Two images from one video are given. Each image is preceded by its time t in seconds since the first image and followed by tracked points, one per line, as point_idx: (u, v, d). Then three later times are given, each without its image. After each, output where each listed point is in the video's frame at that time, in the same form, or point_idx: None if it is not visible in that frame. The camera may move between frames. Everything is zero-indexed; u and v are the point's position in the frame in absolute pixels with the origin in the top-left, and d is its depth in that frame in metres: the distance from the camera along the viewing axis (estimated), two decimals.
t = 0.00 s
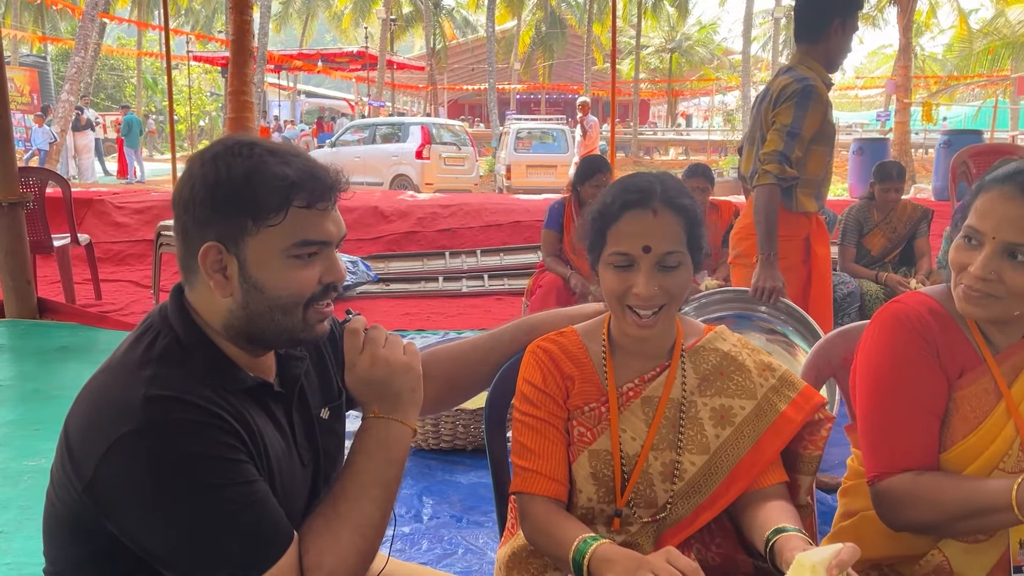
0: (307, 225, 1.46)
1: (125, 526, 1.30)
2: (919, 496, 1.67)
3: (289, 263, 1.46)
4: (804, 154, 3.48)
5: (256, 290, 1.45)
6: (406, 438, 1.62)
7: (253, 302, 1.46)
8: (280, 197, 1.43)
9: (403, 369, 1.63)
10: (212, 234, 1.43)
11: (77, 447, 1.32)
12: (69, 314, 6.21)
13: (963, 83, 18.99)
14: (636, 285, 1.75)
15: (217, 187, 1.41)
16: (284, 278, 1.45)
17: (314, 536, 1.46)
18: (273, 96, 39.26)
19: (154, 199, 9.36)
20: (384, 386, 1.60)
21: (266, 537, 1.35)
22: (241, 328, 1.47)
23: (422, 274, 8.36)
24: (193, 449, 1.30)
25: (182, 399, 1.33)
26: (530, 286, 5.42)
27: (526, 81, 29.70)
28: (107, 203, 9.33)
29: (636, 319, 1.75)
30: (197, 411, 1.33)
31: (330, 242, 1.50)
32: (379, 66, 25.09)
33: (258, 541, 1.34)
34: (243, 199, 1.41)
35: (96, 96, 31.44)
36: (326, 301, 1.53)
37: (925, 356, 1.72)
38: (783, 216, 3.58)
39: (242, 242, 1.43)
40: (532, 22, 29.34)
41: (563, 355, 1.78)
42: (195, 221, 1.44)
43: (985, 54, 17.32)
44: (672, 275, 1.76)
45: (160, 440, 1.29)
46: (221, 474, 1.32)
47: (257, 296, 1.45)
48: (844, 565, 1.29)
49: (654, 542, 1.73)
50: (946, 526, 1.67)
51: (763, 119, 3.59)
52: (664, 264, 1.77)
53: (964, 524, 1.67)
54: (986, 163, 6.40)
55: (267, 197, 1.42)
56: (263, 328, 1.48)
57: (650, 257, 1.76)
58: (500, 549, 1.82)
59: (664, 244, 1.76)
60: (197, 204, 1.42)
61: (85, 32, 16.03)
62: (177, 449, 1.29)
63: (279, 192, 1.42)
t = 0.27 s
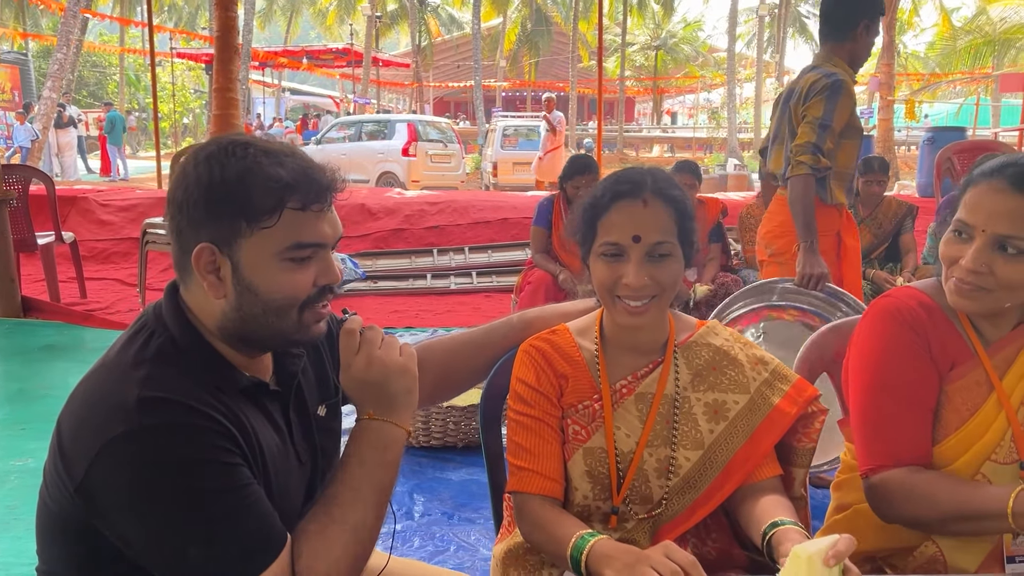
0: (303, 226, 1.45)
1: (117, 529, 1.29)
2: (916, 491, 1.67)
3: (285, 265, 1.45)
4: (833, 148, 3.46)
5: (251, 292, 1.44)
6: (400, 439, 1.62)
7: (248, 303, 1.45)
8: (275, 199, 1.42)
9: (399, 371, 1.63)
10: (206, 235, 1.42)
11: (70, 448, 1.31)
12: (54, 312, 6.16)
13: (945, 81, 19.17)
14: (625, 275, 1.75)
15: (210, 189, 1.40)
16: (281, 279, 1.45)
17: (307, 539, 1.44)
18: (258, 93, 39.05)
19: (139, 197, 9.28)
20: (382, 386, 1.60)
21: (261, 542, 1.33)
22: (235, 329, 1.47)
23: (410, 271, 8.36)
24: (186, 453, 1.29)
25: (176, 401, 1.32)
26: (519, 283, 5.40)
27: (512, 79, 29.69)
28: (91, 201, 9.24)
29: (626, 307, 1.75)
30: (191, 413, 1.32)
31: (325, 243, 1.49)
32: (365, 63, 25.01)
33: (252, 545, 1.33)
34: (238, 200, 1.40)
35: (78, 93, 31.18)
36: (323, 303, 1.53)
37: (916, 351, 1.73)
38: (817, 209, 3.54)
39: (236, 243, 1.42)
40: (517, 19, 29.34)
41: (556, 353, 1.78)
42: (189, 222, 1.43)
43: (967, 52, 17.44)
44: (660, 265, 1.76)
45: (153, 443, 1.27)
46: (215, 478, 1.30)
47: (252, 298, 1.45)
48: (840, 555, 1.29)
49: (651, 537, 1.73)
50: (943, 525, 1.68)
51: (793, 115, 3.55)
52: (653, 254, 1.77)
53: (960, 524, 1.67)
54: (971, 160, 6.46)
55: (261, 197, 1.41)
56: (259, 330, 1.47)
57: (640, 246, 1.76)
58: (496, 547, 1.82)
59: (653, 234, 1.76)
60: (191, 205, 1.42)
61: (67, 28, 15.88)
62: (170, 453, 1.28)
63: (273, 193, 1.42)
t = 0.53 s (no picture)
0: (298, 226, 1.40)
1: (102, 537, 1.25)
2: (900, 487, 1.67)
3: (279, 265, 1.41)
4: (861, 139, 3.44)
5: (242, 294, 1.40)
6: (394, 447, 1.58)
7: (239, 304, 1.41)
8: (269, 198, 1.38)
9: (394, 376, 1.59)
10: (197, 233, 1.38)
11: (54, 453, 1.26)
12: (28, 310, 6.06)
13: (920, 78, 19.40)
14: (622, 269, 1.72)
15: (202, 187, 1.36)
16: (274, 280, 1.41)
17: (295, 548, 1.42)
18: (234, 87, 38.64)
19: (115, 192, 9.13)
20: (376, 392, 1.56)
21: (249, 551, 1.30)
22: (226, 331, 1.43)
23: (391, 267, 8.29)
24: (175, 460, 1.25)
25: (165, 405, 1.27)
26: (503, 279, 5.39)
27: (491, 74, 29.62)
28: (66, 197, 9.06)
29: (623, 302, 1.73)
30: (181, 418, 1.28)
31: (321, 244, 1.45)
32: (342, 58, 24.82)
33: (243, 555, 1.29)
34: (231, 199, 1.36)
35: (50, 87, 30.65)
36: (314, 305, 1.49)
37: (914, 349, 1.72)
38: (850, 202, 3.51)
39: (228, 243, 1.38)
40: (495, 14, 29.25)
41: (551, 353, 1.74)
42: (180, 220, 1.38)
43: (941, 49, 17.62)
44: (659, 261, 1.74)
45: (140, 448, 1.23)
46: (202, 487, 1.27)
47: (243, 300, 1.41)
48: (848, 554, 1.28)
49: (649, 537, 1.72)
50: (924, 517, 1.68)
51: (815, 109, 3.55)
52: (651, 248, 1.74)
53: (930, 516, 1.67)
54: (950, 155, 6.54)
55: (254, 197, 1.36)
56: (251, 332, 1.43)
57: (638, 239, 1.74)
58: (492, 547, 1.79)
59: (652, 227, 1.74)
60: (182, 202, 1.37)
61: (39, 21, 15.58)
62: (159, 460, 1.24)
63: (267, 192, 1.37)
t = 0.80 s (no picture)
0: (295, 226, 1.38)
1: (95, 544, 1.22)
2: (895, 486, 1.68)
3: (275, 266, 1.39)
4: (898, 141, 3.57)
5: (240, 296, 1.38)
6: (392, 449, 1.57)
7: (237, 307, 1.39)
8: (264, 197, 1.35)
9: (391, 378, 1.57)
10: (192, 235, 1.35)
11: (45, 459, 1.23)
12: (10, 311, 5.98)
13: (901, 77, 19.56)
14: (624, 276, 1.71)
15: (197, 189, 1.33)
16: (271, 281, 1.39)
17: (294, 550, 1.40)
18: (216, 85, 38.30)
19: (98, 191, 9.02)
20: (374, 392, 1.54)
21: (245, 555, 1.28)
22: (225, 333, 1.41)
23: (378, 266, 8.24)
24: (170, 464, 1.23)
25: (160, 409, 1.25)
26: (493, 278, 5.33)
27: (476, 72, 29.54)
28: (47, 196, 8.94)
29: (624, 307, 1.72)
30: (176, 423, 1.26)
31: (317, 243, 1.43)
32: (326, 56, 24.65)
33: (239, 561, 1.27)
34: (226, 200, 1.34)
35: (29, 85, 30.25)
36: (314, 305, 1.47)
37: (910, 348, 1.72)
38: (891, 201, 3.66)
39: (224, 244, 1.35)
40: (480, 12, 29.17)
41: (550, 354, 1.73)
42: (175, 222, 1.36)
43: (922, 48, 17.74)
44: (660, 266, 1.73)
45: (134, 454, 1.20)
46: (198, 492, 1.24)
47: (242, 301, 1.39)
48: (853, 554, 1.32)
49: (650, 539, 1.71)
50: (922, 515, 1.69)
51: (848, 113, 3.71)
52: (653, 253, 1.74)
53: (932, 514, 1.68)
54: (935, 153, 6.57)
55: (250, 198, 1.34)
56: (250, 335, 1.42)
57: (640, 245, 1.73)
58: (490, 549, 1.78)
59: (653, 234, 1.73)
60: (178, 205, 1.35)
61: (18, 18, 15.36)
62: (156, 465, 1.21)
63: (263, 191, 1.35)
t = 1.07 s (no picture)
0: (294, 227, 1.39)
1: (100, 547, 1.21)
2: (889, 486, 1.70)
3: (276, 265, 1.39)
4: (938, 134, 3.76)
5: (242, 297, 1.38)
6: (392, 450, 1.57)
7: (240, 308, 1.39)
8: (266, 200, 1.36)
9: (393, 377, 1.58)
10: (192, 238, 1.35)
11: (46, 463, 1.23)
12: None
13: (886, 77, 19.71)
14: (625, 285, 1.71)
15: (197, 193, 1.33)
16: (272, 281, 1.39)
17: (295, 551, 1.40)
18: (202, 86, 38.08)
19: (84, 193, 8.95)
20: (374, 393, 1.55)
21: (250, 554, 1.27)
22: (226, 336, 1.41)
23: (367, 267, 8.22)
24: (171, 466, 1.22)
25: (162, 411, 1.25)
26: (483, 279, 5.32)
27: (463, 73, 29.50)
28: (34, 197, 8.86)
29: (623, 314, 1.72)
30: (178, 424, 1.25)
31: (316, 241, 1.44)
32: (313, 56, 24.54)
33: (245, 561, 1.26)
34: (227, 202, 1.33)
35: (13, 85, 29.99)
36: (313, 306, 1.48)
37: (905, 349, 1.74)
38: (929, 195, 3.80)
39: (224, 246, 1.35)
40: (467, 12, 29.14)
41: (547, 358, 1.74)
42: (172, 225, 1.35)
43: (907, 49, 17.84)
44: (659, 274, 1.73)
45: (135, 457, 1.20)
46: (201, 490, 1.24)
47: (244, 303, 1.39)
48: (849, 557, 1.32)
49: (647, 542, 1.72)
50: (917, 514, 1.70)
51: (886, 111, 3.90)
52: (652, 261, 1.73)
53: (933, 511, 1.69)
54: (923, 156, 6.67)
55: (251, 200, 1.35)
56: (250, 336, 1.41)
57: (640, 255, 1.73)
58: (486, 553, 1.78)
59: (653, 243, 1.73)
60: (176, 208, 1.34)
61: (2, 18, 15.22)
62: (158, 466, 1.21)
63: (265, 193, 1.35)
